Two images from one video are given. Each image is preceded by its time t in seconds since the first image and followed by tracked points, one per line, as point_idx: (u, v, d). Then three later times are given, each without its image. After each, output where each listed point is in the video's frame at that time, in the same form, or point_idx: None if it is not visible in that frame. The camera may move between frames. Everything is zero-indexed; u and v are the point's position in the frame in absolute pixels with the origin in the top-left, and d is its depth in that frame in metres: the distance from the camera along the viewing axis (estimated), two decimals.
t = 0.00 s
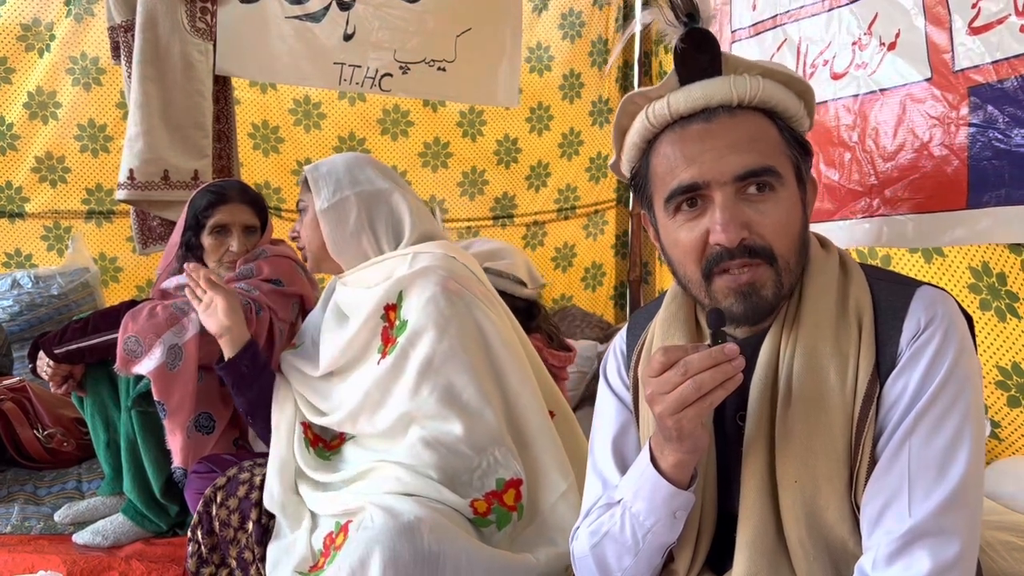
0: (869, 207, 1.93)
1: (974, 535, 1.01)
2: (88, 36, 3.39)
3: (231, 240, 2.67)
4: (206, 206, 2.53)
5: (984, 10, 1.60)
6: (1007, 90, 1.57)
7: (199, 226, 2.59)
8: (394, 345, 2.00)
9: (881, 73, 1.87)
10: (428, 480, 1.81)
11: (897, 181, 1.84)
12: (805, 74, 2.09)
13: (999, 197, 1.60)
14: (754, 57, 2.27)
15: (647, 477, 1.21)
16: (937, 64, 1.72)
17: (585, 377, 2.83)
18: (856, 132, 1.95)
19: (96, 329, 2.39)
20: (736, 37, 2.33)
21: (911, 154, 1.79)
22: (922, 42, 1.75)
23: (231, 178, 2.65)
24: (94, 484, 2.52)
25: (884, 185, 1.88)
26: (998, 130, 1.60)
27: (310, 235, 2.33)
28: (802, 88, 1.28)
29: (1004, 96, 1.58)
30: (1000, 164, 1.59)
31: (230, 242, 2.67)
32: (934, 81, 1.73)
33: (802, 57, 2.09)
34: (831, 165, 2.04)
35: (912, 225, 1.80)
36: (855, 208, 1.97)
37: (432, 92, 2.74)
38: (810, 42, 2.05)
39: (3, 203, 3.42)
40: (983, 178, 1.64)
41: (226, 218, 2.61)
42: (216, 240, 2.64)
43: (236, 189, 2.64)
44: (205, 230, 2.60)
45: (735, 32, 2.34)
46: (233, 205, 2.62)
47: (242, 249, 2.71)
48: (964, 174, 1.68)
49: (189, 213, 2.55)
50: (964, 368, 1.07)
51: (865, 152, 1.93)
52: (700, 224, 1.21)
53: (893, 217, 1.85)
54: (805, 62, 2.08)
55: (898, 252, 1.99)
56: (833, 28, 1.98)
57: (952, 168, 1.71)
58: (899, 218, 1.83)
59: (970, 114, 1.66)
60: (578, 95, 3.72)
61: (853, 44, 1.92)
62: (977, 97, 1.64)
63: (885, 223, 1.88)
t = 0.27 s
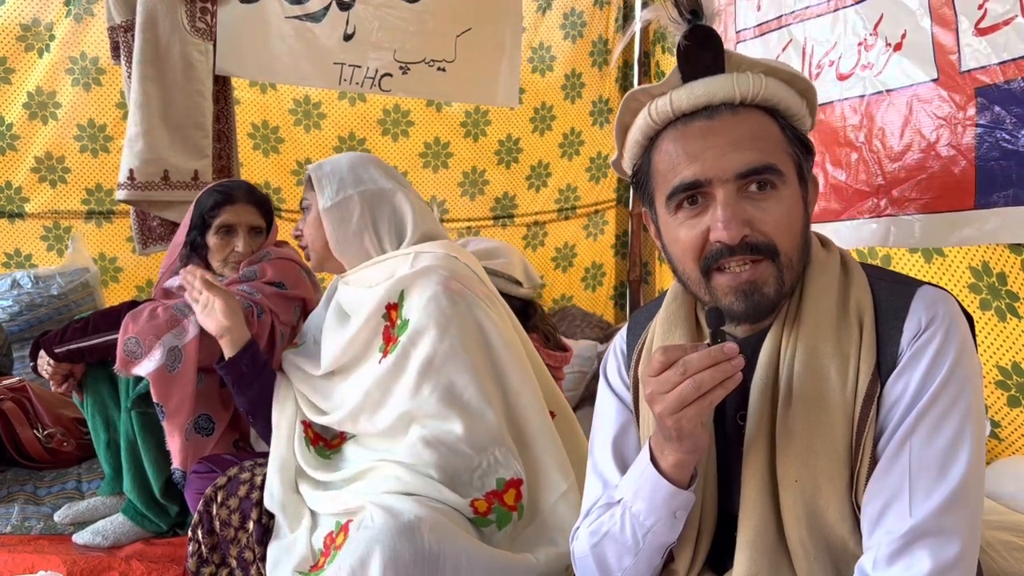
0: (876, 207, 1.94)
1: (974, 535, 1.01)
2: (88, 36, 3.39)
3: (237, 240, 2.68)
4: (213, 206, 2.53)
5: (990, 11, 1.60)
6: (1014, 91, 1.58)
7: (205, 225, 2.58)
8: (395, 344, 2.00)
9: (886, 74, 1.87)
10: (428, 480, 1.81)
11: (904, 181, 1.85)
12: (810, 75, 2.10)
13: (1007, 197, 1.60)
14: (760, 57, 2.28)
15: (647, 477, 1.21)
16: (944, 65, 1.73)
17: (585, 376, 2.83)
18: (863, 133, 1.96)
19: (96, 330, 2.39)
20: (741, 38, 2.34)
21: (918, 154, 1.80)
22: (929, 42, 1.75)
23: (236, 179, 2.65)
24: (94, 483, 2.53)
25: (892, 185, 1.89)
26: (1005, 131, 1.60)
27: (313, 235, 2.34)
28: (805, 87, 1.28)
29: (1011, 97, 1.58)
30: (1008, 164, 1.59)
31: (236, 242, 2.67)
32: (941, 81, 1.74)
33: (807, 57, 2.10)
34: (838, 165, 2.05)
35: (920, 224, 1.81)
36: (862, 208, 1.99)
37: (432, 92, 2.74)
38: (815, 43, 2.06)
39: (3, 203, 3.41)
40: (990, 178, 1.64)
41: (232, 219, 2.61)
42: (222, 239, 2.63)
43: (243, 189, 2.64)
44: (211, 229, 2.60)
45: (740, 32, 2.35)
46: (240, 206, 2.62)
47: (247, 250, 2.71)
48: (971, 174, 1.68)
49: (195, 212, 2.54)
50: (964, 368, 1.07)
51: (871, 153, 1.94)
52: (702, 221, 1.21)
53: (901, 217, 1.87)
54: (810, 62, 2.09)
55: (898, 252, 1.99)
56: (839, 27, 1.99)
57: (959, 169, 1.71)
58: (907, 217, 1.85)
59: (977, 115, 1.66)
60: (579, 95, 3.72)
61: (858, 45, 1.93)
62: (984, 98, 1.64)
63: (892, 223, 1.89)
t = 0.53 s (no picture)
0: (880, 209, 1.94)
1: (974, 536, 1.02)
2: (87, 36, 3.40)
3: (244, 240, 2.72)
4: (223, 205, 2.59)
5: (995, 13, 1.60)
6: (1018, 92, 1.58)
7: (212, 224, 2.62)
8: (395, 344, 2.00)
9: (889, 75, 1.87)
10: (428, 480, 1.81)
11: (908, 182, 1.85)
12: (812, 75, 2.10)
13: (1011, 198, 1.60)
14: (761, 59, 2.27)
15: (647, 477, 1.21)
16: (948, 67, 1.73)
17: (585, 377, 2.83)
18: (866, 134, 1.96)
19: (99, 331, 2.39)
20: (742, 39, 2.33)
21: (922, 155, 1.80)
22: (932, 44, 1.75)
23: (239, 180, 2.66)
24: (94, 484, 2.53)
25: (895, 186, 1.89)
26: (1010, 132, 1.61)
27: (313, 235, 2.33)
28: (804, 89, 1.28)
29: (1016, 98, 1.59)
30: (1013, 165, 1.60)
31: (244, 242, 2.72)
32: (945, 82, 1.74)
33: (810, 58, 2.09)
34: (841, 166, 2.06)
35: (924, 225, 1.81)
36: (865, 210, 1.99)
37: (432, 92, 2.74)
38: (818, 44, 2.06)
39: (3, 203, 3.41)
40: (995, 179, 1.64)
41: (240, 218, 2.67)
42: (229, 238, 2.68)
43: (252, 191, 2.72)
44: (217, 228, 2.65)
45: (740, 33, 2.34)
46: (248, 206, 2.69)
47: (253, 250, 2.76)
48: (976, 176, 1.68)
49: (203, 212, 2.58)
50: (964, 369, 1.07)
51: (875, 154, 1.95)
52: (700, 227, 1.21)
53: (905, 217, 1.87)
54: (813, 63, 2.08)
55: (897, 252, 2.00)
56: (841, 29, 1.99)
57: (964, 170, 1.71)
58: (911, 219, 1.85)
59: (982, 116, 1.66)
60: (579, 95, 3.72)
61: (861, 46, 1.93)
62: (988, 99, 1.65)
63: (896, 224, 1.89)
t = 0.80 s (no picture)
0: (880, 212, 1.94)
1: (974, 536, 1.02)
2: (86, 36, 3.39)
3: (246, 242, 2.74)
4: (224, 207, 2.60)
5: (998, 17, 1.60)
6: (1021, 96, 1.58)
7: (214, 226, 2.64)
8: (395, 344, 2.00)
9: (891, 78, 1.87)
10: (427, 480, 1.81)
11: (910, 185, 1.85)
12: (813, 79, 2.10)
13: (1014, 201, 1.60)
14: (761, 60, 2.27)
15: (647, 477, 1.21)
16: (950, 70, 1.73)
17: (584, 376, 2.83)
18: (867, 137, 1.96)
19: (100, 332, 2.40)
20: (743, 42, 2.34)
21: (924, 159, 1.81)
22: (934, 47, 1.75)
23: (239, 181, 2.66)
24: (93, 484, 2.53)
25: (897, 189, 1.89)
26: (1012, 135, 1.61)
27: (313, 233, 2.34)
28: (804, 90, 1.28)
29: (1018, 102, 1.59)
30: (1016, 169, 1.60)
31: (245, 244, 2.73)
32: (948, 86, 1.74)
33: (810, 60, 2.10)
34: (841, 168, 2.06)
35: (925, 228, 1.82)
36: (865, 213, 1.99)
37: (430, 92, 2.73)
38: (818, 46, 2.06)
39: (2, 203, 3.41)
40: (998, 182, 1.64)
41: (241, 220, 2.69)
42: (231, 241, 2.70)
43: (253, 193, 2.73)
44: (219, 230, 2.67)
45: (741, 36, 2.35)
46: (249, 208, 2.70)
47: (254, 253, 2.76)
48: (978, 179, 1.68)
49: (205, 214, 2.60)
50: (963, 368, 1.07)
51: (876, 156, 1.95)
52: (700, 228, 1.21)
53: (906, 220, 1.87)
54: (813, 65, 2.08)
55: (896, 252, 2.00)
56: (842, 31, 1.99)
57: (966, 173, 1.71)
58: (912, 221, 1.85)
59: (985, 119, 1.66)
60: (579, 95, 3.73)
61: (863, 49, 1.93)
62: (991, 102, 1.65)
63: (897, 227, 1.90)
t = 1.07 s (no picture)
0: (880, 209, 1.94)
1: (970, 533, 1.02)
2: (85, 37, 3.40)
3: (244, 243, 2.70)
4: (222, 208, 2.56)
5: (997, 15, 1.60)
6: (1020, 94, 1.58)
7: (212, 227, 2.61)
8: (395, 345, 2.00)
9: (890, 76, 1.87)
10: (426, 480, 1.81)
11: (909, 183, 1.85)
12: (812, 77, 2.10)
13: (1013, 199, 1.60)
14: (760, 60, 2.28)
15: (644, 476, 1.21)
16: (949, 69, 1.73)
17: (583, 377, 2.83)
18: (866, 135, 1.96)
19: (99, 333, 2.40)
20: (742, 39, 2.34)
21: (923, 157, 1.81)
22: (934, 45, 1.75)
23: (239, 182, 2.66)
24: (92, 484, 2.53)
25: (896, 187, 1.89)
26: (1011, 133, 1.61)
27: (314, 234, 2.34)
28: (801, 90, 1.28)
29: (1018, 100, 1.59)
30: (1015, 166, 1.60)
31: (244, 245, 2.69)
32: (947, 84, 1.74)
33: (809, 60, 2.10)
34: (840, 167, 2.06)
35: (926, 228, 1.82)
36: (864, 211, 1.99)
37: (429, 92, 2.74)
38: (817, 46, 2.06)
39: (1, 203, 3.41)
40: (997, 181, 1.64)
41: (239, 221, 2.65)
42: (229, 241, 2.67)
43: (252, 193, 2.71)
44: (218, 231, 2.63)
45: (739, 35, 2.35)
46: (248, 208, 2.68)
47: (253, 254, 2.73)
48: (978, 177, 1.68)
49: (203, 214, 2.57)
50: (959, 365, 1.07)
51: (875, 155, 1.95)
52: (697, 226, 1.21)
53: (905, 218, 1.87)
54: (813, 65, 2.09)
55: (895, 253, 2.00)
56: (841, 31, 1.99)
57: (966, 171, 1.71)
58: (912, 219, 1.85)
59: (984, 117, 1.67)
60: (578, 96, 3.73)
61: (862, 47, 1.93)
62: (990, 100, 1.65)
63: (896, 224, 1.89)
